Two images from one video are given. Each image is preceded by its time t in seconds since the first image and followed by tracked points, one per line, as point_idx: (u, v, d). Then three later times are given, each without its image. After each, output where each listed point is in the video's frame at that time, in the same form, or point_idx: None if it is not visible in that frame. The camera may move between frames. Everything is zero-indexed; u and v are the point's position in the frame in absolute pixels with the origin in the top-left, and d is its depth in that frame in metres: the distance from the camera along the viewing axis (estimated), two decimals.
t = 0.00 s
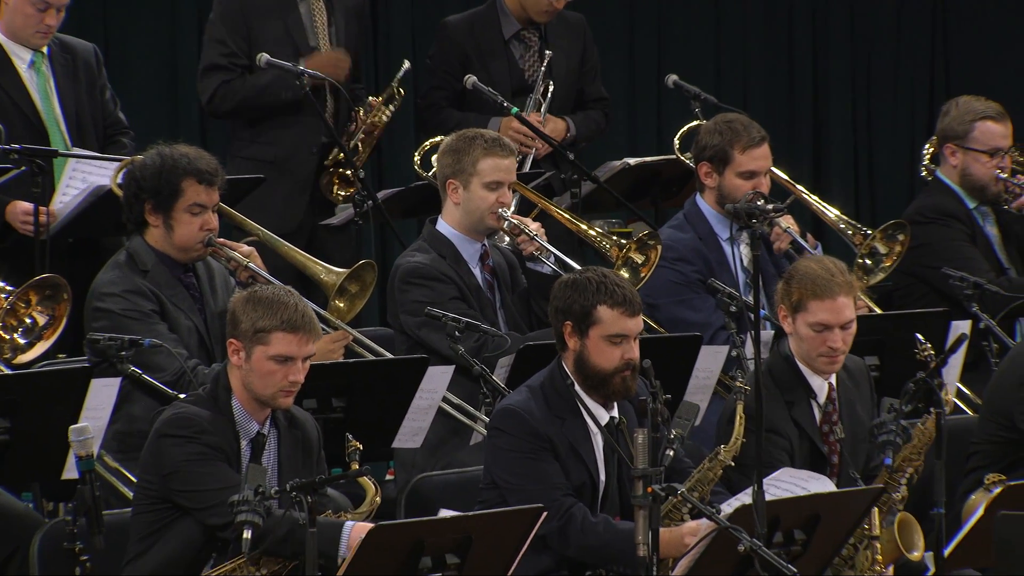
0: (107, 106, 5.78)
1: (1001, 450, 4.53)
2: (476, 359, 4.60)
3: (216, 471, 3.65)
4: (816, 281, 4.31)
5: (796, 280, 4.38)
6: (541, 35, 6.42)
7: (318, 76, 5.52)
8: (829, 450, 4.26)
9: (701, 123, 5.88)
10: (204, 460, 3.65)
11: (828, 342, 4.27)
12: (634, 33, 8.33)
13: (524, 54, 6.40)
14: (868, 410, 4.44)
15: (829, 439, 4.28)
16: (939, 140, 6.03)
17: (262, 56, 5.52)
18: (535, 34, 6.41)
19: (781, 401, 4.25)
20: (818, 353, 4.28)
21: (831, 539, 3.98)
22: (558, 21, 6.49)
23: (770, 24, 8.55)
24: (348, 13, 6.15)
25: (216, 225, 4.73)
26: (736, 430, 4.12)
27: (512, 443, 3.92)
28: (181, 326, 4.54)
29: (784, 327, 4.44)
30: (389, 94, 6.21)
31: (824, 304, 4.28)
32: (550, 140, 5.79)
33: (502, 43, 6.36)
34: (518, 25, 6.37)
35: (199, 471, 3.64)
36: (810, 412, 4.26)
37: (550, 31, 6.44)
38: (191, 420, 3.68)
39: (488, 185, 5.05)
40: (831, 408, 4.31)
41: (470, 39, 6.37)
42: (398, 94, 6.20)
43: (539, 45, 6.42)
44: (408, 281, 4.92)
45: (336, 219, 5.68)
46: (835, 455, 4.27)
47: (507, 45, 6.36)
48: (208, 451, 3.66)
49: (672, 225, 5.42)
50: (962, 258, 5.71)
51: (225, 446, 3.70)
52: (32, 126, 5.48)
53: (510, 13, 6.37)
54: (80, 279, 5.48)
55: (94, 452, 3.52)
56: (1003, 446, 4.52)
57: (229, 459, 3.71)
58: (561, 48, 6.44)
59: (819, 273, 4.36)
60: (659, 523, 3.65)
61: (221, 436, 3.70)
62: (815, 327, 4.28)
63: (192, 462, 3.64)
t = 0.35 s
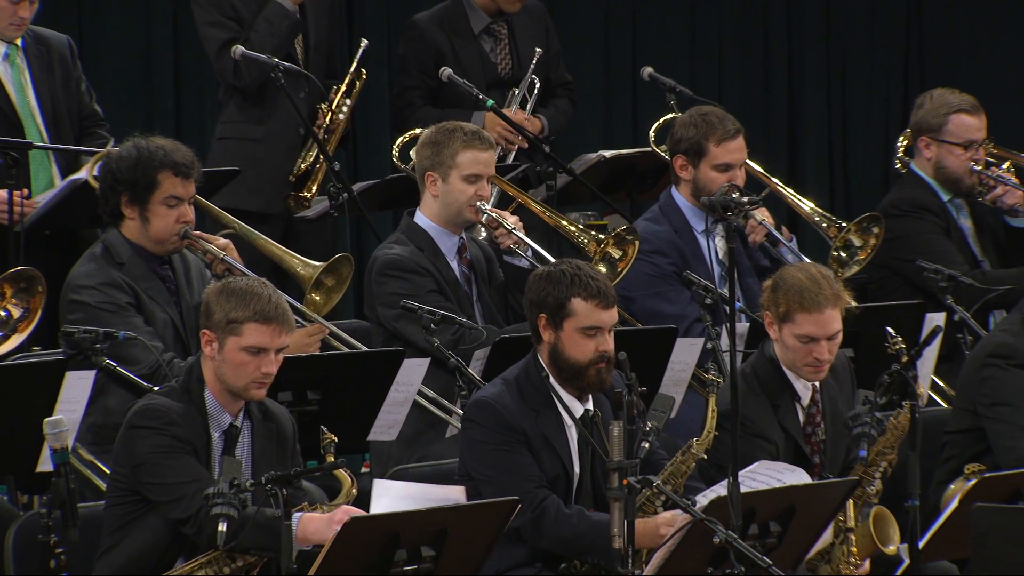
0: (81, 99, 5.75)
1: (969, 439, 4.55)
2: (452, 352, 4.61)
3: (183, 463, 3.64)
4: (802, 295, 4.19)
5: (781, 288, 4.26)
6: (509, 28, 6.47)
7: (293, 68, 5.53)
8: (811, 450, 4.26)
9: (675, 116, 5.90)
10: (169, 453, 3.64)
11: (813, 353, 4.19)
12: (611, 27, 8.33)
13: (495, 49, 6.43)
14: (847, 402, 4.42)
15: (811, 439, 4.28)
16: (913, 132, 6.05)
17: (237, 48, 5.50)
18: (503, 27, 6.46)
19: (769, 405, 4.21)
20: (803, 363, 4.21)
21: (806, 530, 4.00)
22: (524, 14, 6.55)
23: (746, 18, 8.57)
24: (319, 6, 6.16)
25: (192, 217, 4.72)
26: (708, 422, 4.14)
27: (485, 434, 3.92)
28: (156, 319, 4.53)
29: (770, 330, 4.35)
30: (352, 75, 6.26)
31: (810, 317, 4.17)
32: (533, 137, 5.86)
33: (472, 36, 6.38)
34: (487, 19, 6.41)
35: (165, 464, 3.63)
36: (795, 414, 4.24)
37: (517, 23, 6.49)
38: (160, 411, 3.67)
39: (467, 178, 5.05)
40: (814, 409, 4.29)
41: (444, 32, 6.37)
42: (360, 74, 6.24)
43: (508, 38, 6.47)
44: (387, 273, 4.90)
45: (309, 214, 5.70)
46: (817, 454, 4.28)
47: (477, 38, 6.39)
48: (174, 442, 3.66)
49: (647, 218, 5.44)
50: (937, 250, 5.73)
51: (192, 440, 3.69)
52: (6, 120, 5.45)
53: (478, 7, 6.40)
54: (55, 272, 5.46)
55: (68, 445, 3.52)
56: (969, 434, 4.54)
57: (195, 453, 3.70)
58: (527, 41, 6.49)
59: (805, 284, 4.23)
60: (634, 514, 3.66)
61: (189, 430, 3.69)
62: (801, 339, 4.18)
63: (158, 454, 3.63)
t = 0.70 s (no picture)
0: (57, 92, 5.72)
1: (934, 431, 4.56)
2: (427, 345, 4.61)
3: (150, 453, 3.63)
4: (779, 289, 4.18)
5: (759, 282, 4.25)
6: (484, 20, 6.53)
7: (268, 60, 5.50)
8: (787, 444, 4.27)
9: (651, 109, 5.89)
10: (138, 443, 3.64)
11: (789, 348, 4.18)
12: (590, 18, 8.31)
13: (473, 41, 6.49)
14: (823, 395, 4.43)
15: (789, 433, 4.28)
16: (887, 125, 6.06)
17: (211, 41, 5.49)
18: (480, 19, 6.51)
19: (746, 399, 4.21)
20: (780, 357, 4.20)
21: (780, 521, 4.02)
22: (497, 7, 6.61)
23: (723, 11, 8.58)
24: None
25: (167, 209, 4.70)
26: (681, 414, 4.15)
27: (459, 425, 3.92)
28: (131, 311, 4.51)
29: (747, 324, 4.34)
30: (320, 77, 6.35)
31: (787, 313, 4.16)
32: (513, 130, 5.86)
33: (450, 28, 6.42)
34: (464, 11, 6.45)
35: (133, 453, 3.62)
36: (772, 408, 4.24)
37: (492, 16, 6.55)
38: (132, 402, 3.66)
39: (441, 171, 5.04)
40: (791, 404, 4.28)
41: (421, 25, 6.37)
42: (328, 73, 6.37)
43: (485, 31, 6.53)
44: (361, 266, 4.91)
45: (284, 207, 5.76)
46: (793, 448, 4.28)
47: (455, 30, 6.43)
48: (144, 433, 3.65)
49: (623, 211, 5.44)
50: (911, 243, 5.74)
51: (162, 433, 3.68)
52: None
53: None
54: (31, 265, 5.43)
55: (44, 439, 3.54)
56: (933, 427, 4.55)
57: (166, 445, 3.69)
58: (503, 34, 6.57)
59: (783, 278, 4.22)
60: (610, 507, 3.67)
61: (160, 421, 3.68)
62: (778, 334, 4.18)
63: (127, 444, 3.63)
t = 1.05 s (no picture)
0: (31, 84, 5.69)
1: (896, 425, 4.56)
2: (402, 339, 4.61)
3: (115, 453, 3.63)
4: (753, 284, 4.17)
5: (734, 278, 4.24)
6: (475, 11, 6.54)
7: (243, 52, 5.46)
8: (763, 438, 4.28)
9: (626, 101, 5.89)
10: (102, 443, 3.63)
11: (763, 343, 4.17)
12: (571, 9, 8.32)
13: (461, 29, 6.49)
14: (798, 388, 4.44)
15: (763, 426, 4.29)
16: (862, 118, 6.07)
17: (185, 34, 5.46)
18: (469, 8, 6.52)
19: (721, 394, 4.21)
20: (753, 352, 4.18)
21: (755, 511, 4.01)
22: None
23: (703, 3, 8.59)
24: None
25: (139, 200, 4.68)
26: (657, 406, 4.16)
27: (435, 418, 3.91)
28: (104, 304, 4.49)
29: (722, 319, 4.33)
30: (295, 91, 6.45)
31: (760, 308, 4.15)
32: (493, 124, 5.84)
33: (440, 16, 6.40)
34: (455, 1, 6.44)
35: (93, 455, 3.62)
36: (747, 402, 4.25)
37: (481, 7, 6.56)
38: (98, 398, 3.66)
39: (411, 165, 5.03)
40: (766, 398, 4.30)
41: (412, 9, 6.36)
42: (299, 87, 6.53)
43: (474, 20, 6.54)
44: (330, 260, 4.90)
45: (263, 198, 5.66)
46: (768, 442, 4.29)
47: (445, 20, 6.42)
48: (108, 433, 3.64)
49: (598, 204, 5.44)
50: (884, 236, 5.75)
51: (125, 432, 3.67)
52: None
53: None
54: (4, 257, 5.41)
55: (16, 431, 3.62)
56: (896, 420, 4.55)
57: (131, 445, 3.68)
58: (490, 24, 6.59)
59: (757, 274, 4.21)
60: (585, 500, 3.65)
61: (124, 417, 3.67)
62: (751, 329, 4.16)
63: (91, 443, 3.62)
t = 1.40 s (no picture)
0: (4, 77, 5.65)
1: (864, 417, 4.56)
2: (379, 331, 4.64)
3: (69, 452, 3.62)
4: (723, 273, 4.18)
5: (706, 267, 4.25)
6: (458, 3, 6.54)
7: (219, 44, 5.46)
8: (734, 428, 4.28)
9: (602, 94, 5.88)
10: (59, 444, 3.61)
11: (733, 333, 4.19)
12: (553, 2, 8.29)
13: (444, 19, 6.47)
14: (772, 380, 4.45)
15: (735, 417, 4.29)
16: (840, 111, 6.08)
17: (160, 26, 5.44)
18: None
19: (693, 383, 4.22)
20: (724, 341, 4.21)
21: (731, 503, 4.01)
22: None
23: None
24: None
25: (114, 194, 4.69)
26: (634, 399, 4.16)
27: (414, 413, 3.90)
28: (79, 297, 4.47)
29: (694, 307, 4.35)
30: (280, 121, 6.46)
31: (731, 297, 4.17)
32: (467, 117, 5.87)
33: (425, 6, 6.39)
34: None
35: (43, 460, 3.59)
36: (719, 393, 4.25)
37: None
38: (54, 395, 3.65)
39: (378, 157, 5.02)
40: (739, 387, 4.29)
41: None
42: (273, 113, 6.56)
43: (457, 11, 6.53)
44: (299, 253, 4.87)
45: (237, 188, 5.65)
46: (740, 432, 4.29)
47: (430, 9, 6.41)
48: (62, 434, 3.62)
49: (575, 197, 5.41)
50: (856, 230, 5.76)
51: (86, 428, 3.67)
52: None
53: None
54: None
55: None
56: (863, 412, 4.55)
57: (84, 445, 3.67)
58: (474, 13, 6.59)
59: (728, 263, 4.22)
60: (561, 491, 3.63)
61: (74, 415, 3.65)
62: (721, 319, 4.18)
63: (54, 442, 3.60)
